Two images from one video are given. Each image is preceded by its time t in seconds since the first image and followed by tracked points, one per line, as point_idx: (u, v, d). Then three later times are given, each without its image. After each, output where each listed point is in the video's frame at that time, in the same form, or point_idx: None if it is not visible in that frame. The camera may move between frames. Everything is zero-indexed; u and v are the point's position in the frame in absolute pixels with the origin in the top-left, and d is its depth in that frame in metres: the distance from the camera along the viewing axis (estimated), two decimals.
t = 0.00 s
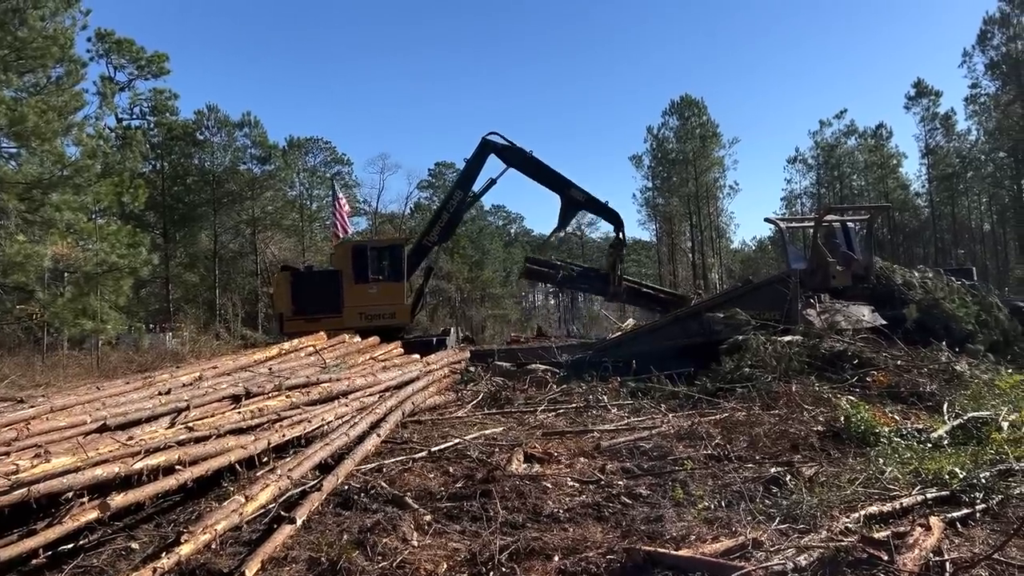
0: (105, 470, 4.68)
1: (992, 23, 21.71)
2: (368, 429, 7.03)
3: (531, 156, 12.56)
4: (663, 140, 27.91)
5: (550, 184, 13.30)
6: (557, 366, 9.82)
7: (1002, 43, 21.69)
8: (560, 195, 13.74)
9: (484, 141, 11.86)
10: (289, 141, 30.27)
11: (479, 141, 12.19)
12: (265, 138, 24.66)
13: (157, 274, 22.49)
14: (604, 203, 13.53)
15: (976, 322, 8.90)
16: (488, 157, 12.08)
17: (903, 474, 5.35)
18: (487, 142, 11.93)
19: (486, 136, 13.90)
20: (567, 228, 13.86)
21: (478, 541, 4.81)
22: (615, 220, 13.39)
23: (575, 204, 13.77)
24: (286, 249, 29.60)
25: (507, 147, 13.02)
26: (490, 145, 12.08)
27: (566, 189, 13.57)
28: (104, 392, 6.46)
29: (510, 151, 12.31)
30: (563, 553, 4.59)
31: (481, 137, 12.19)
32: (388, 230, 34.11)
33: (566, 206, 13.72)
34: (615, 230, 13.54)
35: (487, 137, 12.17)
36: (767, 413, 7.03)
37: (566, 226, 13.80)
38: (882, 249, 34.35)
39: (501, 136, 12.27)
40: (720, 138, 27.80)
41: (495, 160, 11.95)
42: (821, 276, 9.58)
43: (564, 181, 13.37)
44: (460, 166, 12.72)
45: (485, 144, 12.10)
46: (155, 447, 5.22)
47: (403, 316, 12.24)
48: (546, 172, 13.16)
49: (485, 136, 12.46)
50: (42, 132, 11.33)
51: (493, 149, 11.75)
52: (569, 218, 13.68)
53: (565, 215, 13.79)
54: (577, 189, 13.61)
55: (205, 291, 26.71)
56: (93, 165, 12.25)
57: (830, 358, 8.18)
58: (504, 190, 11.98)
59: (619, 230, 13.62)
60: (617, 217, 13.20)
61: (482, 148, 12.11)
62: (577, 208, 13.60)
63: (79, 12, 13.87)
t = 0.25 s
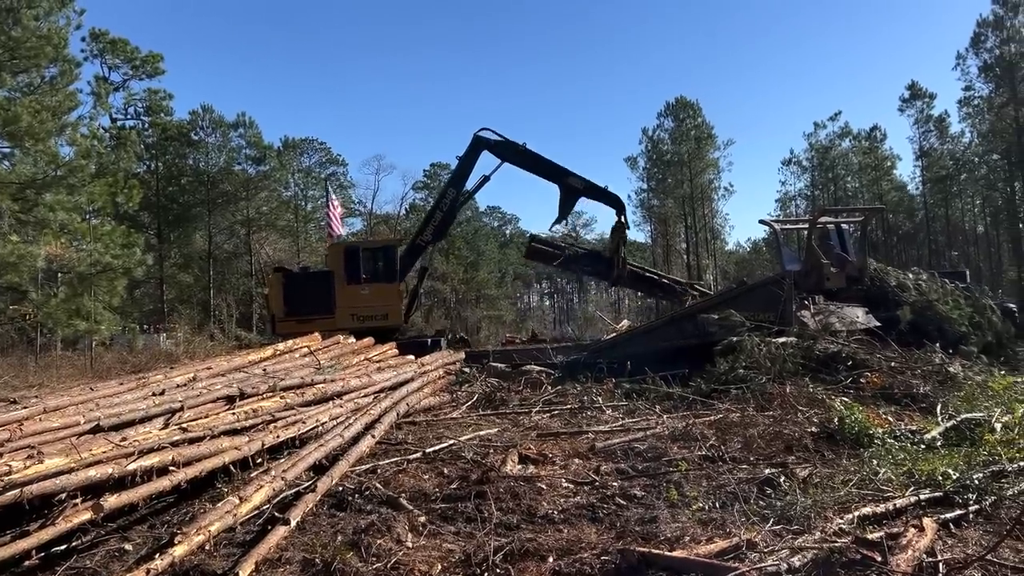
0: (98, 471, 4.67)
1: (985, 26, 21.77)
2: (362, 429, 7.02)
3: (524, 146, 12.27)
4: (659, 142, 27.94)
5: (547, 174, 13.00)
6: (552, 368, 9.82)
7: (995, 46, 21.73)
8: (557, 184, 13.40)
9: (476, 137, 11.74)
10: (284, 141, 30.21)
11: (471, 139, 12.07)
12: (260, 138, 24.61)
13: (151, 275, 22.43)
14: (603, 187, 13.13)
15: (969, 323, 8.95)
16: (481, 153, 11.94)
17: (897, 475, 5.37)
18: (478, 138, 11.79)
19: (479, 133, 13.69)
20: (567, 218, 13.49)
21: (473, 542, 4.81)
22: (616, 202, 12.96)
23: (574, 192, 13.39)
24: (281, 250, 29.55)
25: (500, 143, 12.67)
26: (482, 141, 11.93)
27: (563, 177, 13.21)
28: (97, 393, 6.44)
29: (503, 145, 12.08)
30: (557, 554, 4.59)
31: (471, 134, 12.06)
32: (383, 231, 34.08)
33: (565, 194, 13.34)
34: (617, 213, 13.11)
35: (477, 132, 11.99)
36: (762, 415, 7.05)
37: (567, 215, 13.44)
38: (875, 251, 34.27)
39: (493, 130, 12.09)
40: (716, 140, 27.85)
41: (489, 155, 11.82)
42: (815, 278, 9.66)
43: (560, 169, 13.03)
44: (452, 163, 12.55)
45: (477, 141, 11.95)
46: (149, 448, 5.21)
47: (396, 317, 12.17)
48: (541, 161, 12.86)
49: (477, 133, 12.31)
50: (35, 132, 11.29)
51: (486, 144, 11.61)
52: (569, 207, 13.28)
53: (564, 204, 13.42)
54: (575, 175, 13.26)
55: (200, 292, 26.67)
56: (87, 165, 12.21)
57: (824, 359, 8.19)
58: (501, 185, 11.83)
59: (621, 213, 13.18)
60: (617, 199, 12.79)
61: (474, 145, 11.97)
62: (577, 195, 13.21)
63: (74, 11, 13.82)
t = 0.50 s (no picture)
0: (90, 472, 4.65)
1: (978, 29, 21.81)
2: (356, 431, 7.01)
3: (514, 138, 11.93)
4: (652, 143, 28.00)
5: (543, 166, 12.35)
6: (546, 369, 9.85)
7: (987, 49, 21.79)
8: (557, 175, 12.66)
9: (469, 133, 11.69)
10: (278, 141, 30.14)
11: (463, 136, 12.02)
12: (253, 138, 24.55)
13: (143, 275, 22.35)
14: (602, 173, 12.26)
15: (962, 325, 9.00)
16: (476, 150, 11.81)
17: (889, 476, 5.38)
18: (469, 136, 11.71)
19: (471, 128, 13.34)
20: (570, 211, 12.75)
21: (466, 543, 4.81)
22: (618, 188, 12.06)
23: (574, 180, 12.58)
24: (274, 250, 29.50)
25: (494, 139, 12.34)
26: (473, 138, 11.84)
27: (561, 167, 12.44)
28: (90, 394, 6.43)
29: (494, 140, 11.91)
30: (550, 555, 4.59)
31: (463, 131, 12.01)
32: (377, 231, 34.03)
33: (564, 186, 12.56)
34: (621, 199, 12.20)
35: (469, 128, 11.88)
36: (755, 416, 7.06)
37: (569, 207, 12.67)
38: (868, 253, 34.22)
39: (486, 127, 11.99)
40: (709, 142, 27.93)
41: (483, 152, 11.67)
42: (808, 279, 9.71)
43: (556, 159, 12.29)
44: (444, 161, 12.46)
45: (469, 139, 11.89)
46: (141, 449, 5.19)
47: (388, 318, 12.00)
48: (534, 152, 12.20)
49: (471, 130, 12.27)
50: (28, 132, 11.25)
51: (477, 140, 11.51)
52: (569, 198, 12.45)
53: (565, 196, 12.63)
54: (573, 163, 12.44)
55: (193, 292, 26.61)
56: (79, 165, 12.19)
57: (817, 360, 8.20)
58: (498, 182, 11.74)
59: (625, 199, 12.18)
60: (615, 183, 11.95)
61: (466, 143, 11.92)
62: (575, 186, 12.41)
63: (67, 11, 13.77)
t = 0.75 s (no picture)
0: (80, 473, 4.63)
1: (969, 32, 21.92)
2: (348, 432, 6.99)
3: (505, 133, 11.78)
4: (645, 145, 28.06)
5: (538, 158, 11.98)
6: (539, 370, 9.86)
7: (978, 52, 21.92)
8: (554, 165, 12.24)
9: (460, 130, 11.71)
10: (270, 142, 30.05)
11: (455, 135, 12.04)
12: (246, 139, 24.50)
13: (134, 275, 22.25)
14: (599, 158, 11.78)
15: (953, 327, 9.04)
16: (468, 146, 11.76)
17: (880, 478, 5.40)
18: (460, 134, 11.71)
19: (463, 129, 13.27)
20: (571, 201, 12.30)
21: (458, 545, 4.80)
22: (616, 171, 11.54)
23: (573, 169, 12.14)
24: (267, 251, 29.43)
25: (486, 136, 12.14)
26: (465, 136, 11.84)
27: (557, 156, 12.03)
28: (80, 394, 6.40)
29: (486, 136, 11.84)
30: (542, 556, 4.59)
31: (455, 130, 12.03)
32: (370, 232, 33.97)
33: (563, 175, 12.13)
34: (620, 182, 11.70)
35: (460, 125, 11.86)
36: (747, 418, 7.08)
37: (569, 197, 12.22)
38: (860, 256, 34.35)
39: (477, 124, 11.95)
40: (702, 144, 28.03)
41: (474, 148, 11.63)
42: (800, 281, 9.82)
43: (551, 149, 11.90)
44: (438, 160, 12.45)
45: (460, 137, 11.88)
46: (132, 450, 5.16)
47: (378, 319, 11.71)
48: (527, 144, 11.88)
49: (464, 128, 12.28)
50: (19, 131, 11.19)
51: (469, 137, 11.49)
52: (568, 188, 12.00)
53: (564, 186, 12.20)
54: (569, 151, 12.01)
55: (185, 293, 26.51)
56: (70, 164, 12.15)
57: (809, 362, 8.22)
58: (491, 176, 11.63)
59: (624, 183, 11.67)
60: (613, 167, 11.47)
61: (458, 142, 11.93)
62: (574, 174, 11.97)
63: (59, 10, 13.70)
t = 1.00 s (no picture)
0: (67, 474, 4.59)
1: (958, 36, 22.03)
2: (339, 433, 6.97)
3: (495, 127, 11.60)
4: (638, 147, 28.11)
5: (531, 149, 11.65)
6: (531, 371, 9.85)
7: (968, 56, 22.04)
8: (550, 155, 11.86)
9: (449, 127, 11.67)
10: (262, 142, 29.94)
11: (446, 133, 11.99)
12: (237, 139, 24.43)
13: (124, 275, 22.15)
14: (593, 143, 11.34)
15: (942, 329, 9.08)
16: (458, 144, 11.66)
17: (870, 479, 5.41)
18: (449, 132, 11.66)
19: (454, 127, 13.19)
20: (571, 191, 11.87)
21: (448, 546, 4.79)
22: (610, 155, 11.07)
23: (569, 157, 11.73)
24: (258, 251, 29.34)
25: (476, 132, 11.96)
26: (455, 134, 11.79)
27: (552, 145, 11.64)
28: (69, 395, 6.36)
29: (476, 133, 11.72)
30: (532, 557, 4.59)
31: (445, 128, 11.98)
32: (361, 233, 33.92)
33: (558, 165, 11.73)
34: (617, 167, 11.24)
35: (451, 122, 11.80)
36: (737, 419, 7.09)
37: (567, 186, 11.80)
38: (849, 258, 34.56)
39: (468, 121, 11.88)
40: (693, 146, 28.17)
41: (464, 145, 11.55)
42: (790, 283, 9.83)
43: (543, 138, 11.53)
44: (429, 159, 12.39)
45: (451, 135, 11.82)
46: (121, 451, 5.14)
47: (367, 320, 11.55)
48: (519, 136, 11.58)
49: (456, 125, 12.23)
50: (8, 130, 11.13)
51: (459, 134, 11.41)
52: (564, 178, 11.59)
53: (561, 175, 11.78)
54: (563, 139, 11.62)
55: (175, 294, 26.41)
56: (60, 163, 12.15)
57: (799, 363, 8.25)
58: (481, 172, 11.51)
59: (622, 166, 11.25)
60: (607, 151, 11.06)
61: (448, 140, 11.88)
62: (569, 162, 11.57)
63: (48, 9, 13.63)
